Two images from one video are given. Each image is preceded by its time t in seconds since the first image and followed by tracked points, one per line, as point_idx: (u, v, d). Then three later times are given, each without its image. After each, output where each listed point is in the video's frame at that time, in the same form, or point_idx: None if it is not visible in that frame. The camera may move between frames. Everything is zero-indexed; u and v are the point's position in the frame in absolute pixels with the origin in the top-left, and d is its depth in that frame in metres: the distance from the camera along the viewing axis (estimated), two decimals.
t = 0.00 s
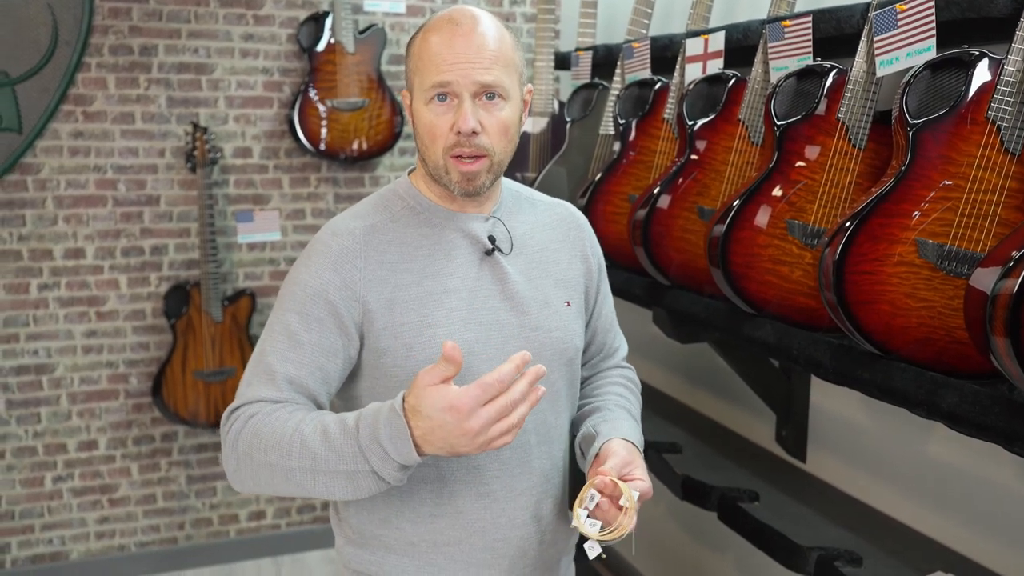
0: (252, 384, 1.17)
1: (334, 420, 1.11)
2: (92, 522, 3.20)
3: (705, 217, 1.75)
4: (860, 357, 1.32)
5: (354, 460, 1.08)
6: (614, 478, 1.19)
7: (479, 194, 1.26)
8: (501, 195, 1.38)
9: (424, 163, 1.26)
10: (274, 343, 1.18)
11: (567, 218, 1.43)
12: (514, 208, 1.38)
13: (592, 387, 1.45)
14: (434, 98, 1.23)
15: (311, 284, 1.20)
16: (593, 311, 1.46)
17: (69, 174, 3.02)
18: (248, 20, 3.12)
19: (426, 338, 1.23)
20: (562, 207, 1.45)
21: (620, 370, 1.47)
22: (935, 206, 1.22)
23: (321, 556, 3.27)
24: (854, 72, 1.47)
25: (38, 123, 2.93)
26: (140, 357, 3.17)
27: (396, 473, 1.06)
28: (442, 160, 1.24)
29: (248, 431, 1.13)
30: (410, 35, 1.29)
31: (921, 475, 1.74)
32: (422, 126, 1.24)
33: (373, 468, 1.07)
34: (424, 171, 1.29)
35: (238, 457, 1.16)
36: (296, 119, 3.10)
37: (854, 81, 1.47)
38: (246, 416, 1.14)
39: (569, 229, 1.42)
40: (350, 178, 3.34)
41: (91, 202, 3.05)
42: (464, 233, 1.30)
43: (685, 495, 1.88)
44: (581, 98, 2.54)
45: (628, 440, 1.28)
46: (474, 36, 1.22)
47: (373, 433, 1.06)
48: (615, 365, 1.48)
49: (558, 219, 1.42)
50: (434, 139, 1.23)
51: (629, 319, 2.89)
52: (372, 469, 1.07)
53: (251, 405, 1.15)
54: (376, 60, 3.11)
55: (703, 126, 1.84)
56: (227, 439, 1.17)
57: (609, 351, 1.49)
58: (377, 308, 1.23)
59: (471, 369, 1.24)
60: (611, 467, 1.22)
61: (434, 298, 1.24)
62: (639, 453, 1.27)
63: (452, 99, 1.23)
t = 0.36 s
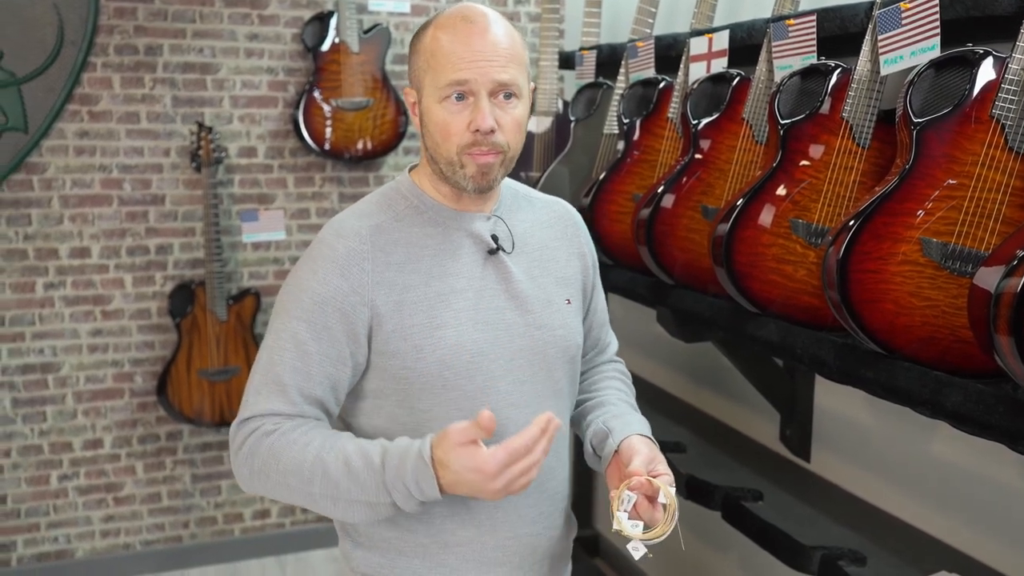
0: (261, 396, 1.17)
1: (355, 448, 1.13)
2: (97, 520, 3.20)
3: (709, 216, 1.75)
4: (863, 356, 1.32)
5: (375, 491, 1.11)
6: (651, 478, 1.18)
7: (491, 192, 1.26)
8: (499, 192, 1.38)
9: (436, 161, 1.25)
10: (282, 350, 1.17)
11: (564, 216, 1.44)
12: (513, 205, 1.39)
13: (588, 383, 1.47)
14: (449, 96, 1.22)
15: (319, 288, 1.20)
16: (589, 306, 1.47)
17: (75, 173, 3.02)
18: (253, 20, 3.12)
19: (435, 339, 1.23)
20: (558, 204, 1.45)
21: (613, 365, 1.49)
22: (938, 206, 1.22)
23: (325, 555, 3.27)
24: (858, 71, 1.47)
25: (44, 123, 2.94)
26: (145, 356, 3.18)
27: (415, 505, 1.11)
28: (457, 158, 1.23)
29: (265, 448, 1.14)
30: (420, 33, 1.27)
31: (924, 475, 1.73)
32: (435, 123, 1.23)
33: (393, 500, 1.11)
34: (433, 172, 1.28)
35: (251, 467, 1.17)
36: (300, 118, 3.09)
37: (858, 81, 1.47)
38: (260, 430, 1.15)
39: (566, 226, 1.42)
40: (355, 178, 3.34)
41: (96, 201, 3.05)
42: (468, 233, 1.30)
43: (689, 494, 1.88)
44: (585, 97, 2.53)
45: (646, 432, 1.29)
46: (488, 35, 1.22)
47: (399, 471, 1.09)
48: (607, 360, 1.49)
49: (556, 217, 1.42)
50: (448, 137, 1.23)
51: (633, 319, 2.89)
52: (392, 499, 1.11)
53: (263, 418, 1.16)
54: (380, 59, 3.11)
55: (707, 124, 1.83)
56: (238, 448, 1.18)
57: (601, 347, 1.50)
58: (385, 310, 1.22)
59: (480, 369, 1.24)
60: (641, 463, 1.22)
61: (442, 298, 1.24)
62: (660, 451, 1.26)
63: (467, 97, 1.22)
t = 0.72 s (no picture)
0: (285, 415, 1.14)
1: (395, 464, 1.15)
2: (105, 519, 3.21)
3: (715, 216, 1.75)
4: (870, 356, 1.33)
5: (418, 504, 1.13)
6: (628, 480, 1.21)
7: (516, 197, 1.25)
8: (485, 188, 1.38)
9: (466, 166, 1.21)
10: (301, 365, 1.14)
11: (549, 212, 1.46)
12: (502, 202, 1.39)
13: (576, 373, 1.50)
14: (488, 100, 1.18)
15: (332, 297, 1.16)
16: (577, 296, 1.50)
17: (83, 173, 3.02)
18: (260, 20, 3.12)
19: (452, 342, 1.21)
20: (539, 198, 1.47)
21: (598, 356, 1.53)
22: (946, 206, 1.23)
23: (331, 555, 3.28)
24: (865, 71, 1.47)
25: (53, 123, 2.94)
26: (152, 355, 3.17)
27: (456, 515, 1.14)
28: (493, 163, 1.20)
29: (300, 470, 1.12)
30: (440, 33, 1.22)
31: (931, 476, 1.73)
32: (472, 127, 1.19)
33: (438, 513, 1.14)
34: (457, 178, 1.23)
35: (281, 489, 1.15)
36: (307, 118, 3.11)
37: (865, 81, 1.47)
38: (291, 451, 1.13)
39: (553, 221, 1.44)
40: (362, 177, 3.33)
41: (104, 201, 3.06)
42: (471, 233, 1.28)
43: (695, 494, 1.88)
44: (591, 98, 2.54)
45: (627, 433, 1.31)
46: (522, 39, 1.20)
47: (449, 484, 1.12)
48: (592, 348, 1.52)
49: (542, 211, 1.44)
50: (485, 142, 1.19)
51: (640, 319, 2.89)
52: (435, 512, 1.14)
53: (287, 437, 1.14)
54: (387, 60, 3.11)
55: (713, 124, 1.83)
56: (264, 468, 1.15)
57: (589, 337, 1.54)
58: (402, 315, 1.20)
59: (495, 368, 1.23)
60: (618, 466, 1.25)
61: (455, 300, 1.23)
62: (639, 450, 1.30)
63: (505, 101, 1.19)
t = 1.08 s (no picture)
0: (324, 438, 1.10)
1: (426, 459, 1.08)
2: (114, 518, 3.14)
3: (723, 216, 1.75)
4: (877, 357, 1.33)
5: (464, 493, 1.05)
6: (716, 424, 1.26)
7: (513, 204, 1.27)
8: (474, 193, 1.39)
9: (465, 173, 1.22)
10: (330, 385, 1.11)
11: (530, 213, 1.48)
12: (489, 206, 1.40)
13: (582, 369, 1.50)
14: (492, 109, 1.18)
15: (347, 310, 1.14)
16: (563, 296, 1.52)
17: (92, 173, 2.95)
18: (268, 21, 3.05)
19: (461, 348, 1.22)
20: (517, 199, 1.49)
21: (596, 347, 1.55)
22: (955, 206, 1.25)
23: (340, 553, 3.26)
24: (873, 72, 1.47)
25: (62, 124, 2.88)
26: (160, 355, 3.10)
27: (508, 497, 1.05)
28: (491, 171, 1.21)
29: (339, 490, 1.07)
30: (451, 34, 1.21)
31: (942, 478, 1.72)
32: (473, 135, 1.19)
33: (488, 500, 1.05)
34: (456, 182, 1.24)
35: (334, 515, 1.10)
36: (315, 119, 3.08)
37: (873, 81, 1.47)
38: (328, 475, 1.08)
39: (535, 222, 1.47)
40: (370, 177, 3.26)
41: (112, 201, 2.98)
42: (467, 238, 1.29)
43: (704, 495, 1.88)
44: (599, 98, 2.53)
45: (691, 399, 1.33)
46: (529, 48, 1.20)
47: (480, 470, 1.02)
48: (585, 343, 1.54)
49: (525, 212, 1.47)
50: (487, 151, 1.19)
51: (650, 319, 2.86)
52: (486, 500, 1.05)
53: (331, 462, 1.09)
54: (395, 60, 3.06)
55: (721, 125, 1.83)
56: (316, 503, 1.10)
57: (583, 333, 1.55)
58: (417, 322, 1.19)
59: (500, 372, 1.25)
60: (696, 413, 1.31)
61: (458, 305, 1.23)
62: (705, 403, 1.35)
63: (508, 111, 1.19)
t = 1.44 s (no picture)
0: (271, 424, 1.10)
1: (348, 459, 1.04)
2: (121, 517, 3.14)
3: (731, 216, 1.75)
4: (885, 358, 1.33)
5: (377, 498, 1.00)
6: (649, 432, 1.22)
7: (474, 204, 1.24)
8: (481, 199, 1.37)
9: (416, 171, 1.22)
10: (282, 373, 1.12)
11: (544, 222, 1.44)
12: (494, 211, 1.38)
13: (592, 379, 1.45)
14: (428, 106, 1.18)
15: (308, 299, 1.15)
16: (576, 309, 1.48)
17: (100, 173, 2.94)
18: (275, 21, 3.03)
19: (434, 349, 1.20)
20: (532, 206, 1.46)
21: (610, 363, 1.49)
22: (963, 206, 1.25)
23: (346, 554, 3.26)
24: (882, 70, 1.46)
25: (70, 123, 2.86)
26: (168, 354, 3.09)
27: (428, 509, 0.99)
28: (438, 171, 1.20)
29: (269, 477, 1.07)
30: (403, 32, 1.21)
31: (948, 479, 1.72)
32: (416, 134, 1.20)
33: (400, 509, 1.00)
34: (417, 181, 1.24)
35: (266, 499, 1.09)
36: (323, 119, 3.06)
37: (882, 80, 1.46)
38: (264, 459, 1.09)
39: (546, 231, 1.43)
40: (377, 177, 3.24)
41: (120, 201, 2.97)
42: (456, 239, 1.28)
43: (710, 497, 1.88)
44: (606, 98, 2.53)
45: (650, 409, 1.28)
46: (474, 43, 1.17)
47: (388, 475, 0.97)
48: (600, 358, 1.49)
49: (537, 220, 1.43)
50: (429, 150, 1.19)
51: (658, 320, 2.86)
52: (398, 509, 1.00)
53: (273, 447, 1.10)
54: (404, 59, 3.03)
55: (729, 124, 1.82)
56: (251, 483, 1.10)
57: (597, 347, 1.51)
58: (381, 320, 1.19)
59: (480, 379, 1.23)
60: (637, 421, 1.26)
61: (436, 305, 1.22)
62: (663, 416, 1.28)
63: (447, 109, 1.18)
